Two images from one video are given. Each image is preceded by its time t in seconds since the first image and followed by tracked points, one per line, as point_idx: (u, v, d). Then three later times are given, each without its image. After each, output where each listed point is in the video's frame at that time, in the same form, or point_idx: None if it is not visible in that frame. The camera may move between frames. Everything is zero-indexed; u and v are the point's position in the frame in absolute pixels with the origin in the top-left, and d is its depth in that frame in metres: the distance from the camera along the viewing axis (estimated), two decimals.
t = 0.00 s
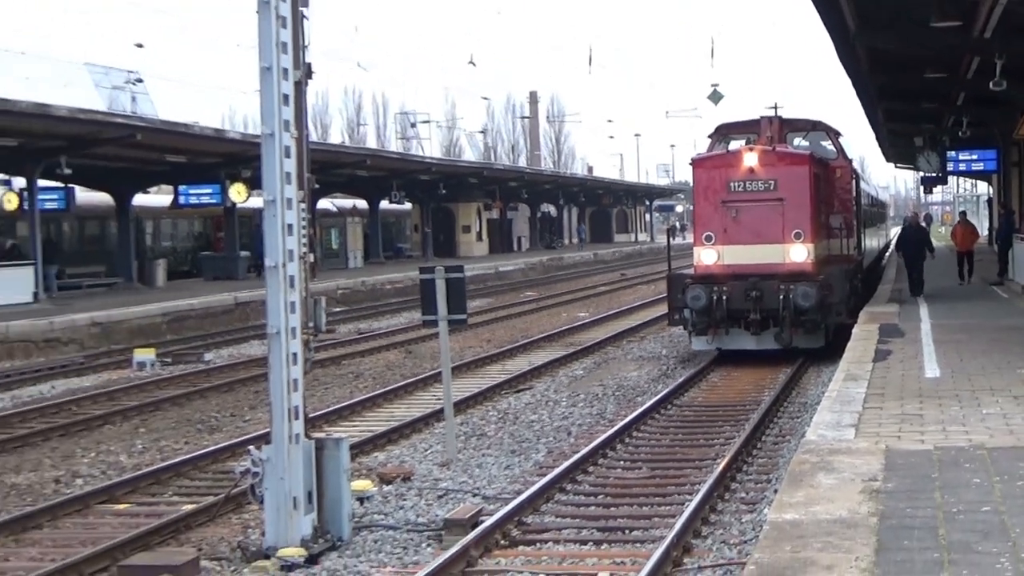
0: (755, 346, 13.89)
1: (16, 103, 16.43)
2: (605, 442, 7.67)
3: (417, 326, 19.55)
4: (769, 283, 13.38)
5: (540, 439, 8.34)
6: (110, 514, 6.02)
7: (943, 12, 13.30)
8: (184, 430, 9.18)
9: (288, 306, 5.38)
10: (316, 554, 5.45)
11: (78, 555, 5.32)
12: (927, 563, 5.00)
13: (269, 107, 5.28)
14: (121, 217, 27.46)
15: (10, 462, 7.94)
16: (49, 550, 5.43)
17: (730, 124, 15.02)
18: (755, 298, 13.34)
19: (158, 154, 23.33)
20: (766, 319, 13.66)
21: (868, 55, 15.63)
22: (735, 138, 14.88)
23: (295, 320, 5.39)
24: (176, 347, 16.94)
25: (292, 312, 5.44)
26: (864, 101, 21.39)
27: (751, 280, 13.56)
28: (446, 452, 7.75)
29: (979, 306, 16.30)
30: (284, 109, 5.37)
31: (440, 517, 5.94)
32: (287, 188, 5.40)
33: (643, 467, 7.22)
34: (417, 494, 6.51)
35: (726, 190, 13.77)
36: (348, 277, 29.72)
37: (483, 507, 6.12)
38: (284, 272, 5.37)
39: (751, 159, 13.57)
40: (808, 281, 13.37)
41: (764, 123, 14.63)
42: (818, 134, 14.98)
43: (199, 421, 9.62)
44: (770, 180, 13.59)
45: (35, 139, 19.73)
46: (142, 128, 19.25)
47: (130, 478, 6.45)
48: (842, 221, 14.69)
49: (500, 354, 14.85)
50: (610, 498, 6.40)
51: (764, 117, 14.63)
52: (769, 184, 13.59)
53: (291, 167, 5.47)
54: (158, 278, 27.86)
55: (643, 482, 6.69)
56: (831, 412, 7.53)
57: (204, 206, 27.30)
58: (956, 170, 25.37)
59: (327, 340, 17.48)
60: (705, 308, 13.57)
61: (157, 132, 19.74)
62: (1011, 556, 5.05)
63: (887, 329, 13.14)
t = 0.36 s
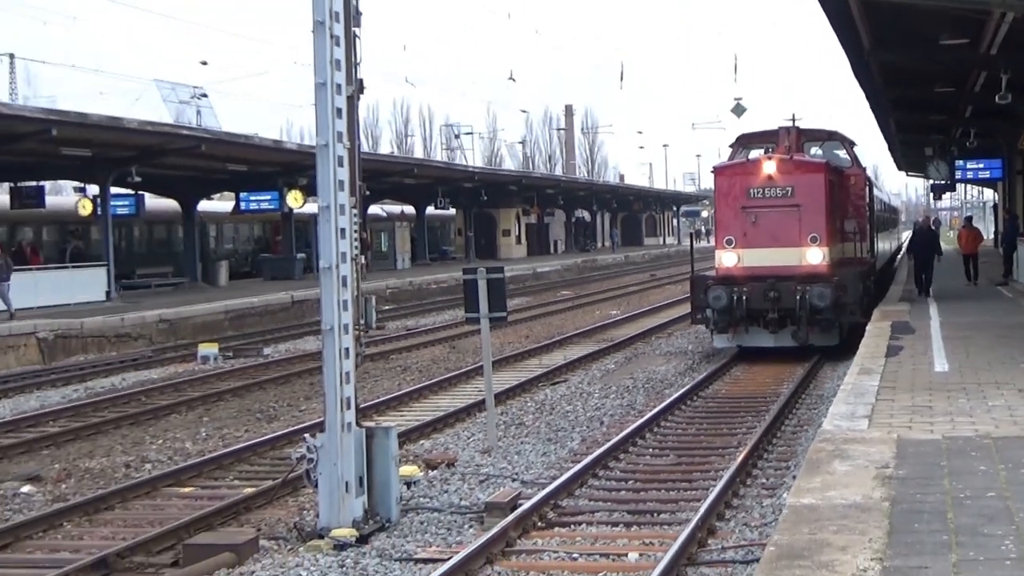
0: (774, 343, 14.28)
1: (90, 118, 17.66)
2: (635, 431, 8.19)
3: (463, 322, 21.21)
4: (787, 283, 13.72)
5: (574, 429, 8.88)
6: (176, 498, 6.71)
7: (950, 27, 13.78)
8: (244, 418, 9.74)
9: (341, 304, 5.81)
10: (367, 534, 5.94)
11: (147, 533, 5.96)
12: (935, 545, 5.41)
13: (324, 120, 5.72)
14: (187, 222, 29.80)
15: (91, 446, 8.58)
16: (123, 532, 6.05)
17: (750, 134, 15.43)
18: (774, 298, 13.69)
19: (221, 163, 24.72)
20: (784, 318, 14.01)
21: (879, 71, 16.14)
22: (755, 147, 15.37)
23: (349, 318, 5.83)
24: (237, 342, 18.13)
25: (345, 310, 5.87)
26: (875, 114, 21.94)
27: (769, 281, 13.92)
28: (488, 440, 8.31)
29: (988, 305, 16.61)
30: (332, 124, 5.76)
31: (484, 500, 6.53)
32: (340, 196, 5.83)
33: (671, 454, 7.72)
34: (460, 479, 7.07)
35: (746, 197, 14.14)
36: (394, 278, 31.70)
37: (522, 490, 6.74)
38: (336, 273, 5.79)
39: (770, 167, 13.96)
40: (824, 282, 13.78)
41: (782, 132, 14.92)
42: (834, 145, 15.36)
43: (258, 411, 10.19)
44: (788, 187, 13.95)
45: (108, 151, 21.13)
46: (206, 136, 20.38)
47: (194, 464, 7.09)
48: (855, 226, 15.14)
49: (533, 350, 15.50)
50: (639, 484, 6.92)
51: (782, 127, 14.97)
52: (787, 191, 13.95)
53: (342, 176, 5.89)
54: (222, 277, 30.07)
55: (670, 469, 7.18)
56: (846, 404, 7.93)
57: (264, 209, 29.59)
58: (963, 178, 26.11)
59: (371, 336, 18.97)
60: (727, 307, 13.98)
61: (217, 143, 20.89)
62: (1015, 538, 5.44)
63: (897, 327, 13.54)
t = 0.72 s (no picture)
0: (771, 341, 14.69)
1: (136, 130, 18.53)
2: (643, 421, 8.65)
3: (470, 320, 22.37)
4: (783, 284, 14.14)
5: (586, 419, 9.35)
6: (216, 484, 7.29)
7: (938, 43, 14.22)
8: (280, 410, 10.28)
9: (369, 303, 6.25)
10: (392, 517, 6.43)
11: (188, 516, 6.53)
12: (923, 529, 5.83)
13: (353, 132, 6.16)
14: (224, 226, 30.72)
15: (139, 434, 9.16)
16: (166, 516, 6.62)
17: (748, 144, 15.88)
18: (771, 299, 14.11)
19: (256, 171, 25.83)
20: (781, 317, 14.40)
21: (872, 84, 16.60)
22: (752, 157, 15.72)
23: (378, 317, 6.27)
24: (272, 337, 19.47)
25: (372, 309, 6.30)
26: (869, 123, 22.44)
27: (767, 282, 14.33)
28: (506, 429, 8.80)
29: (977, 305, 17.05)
30: (361, 134, 6.18)
31: (502, 486, 7.04)
32: (368, 202, 6.25)
33: (676, 443, 8.17)
34: (478, 466, 7.60)
35: (745, 203, 14.61)
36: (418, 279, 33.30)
37: (537, 477, 7.25)
38: (364, 275, 6.21)
39: (767, 174, 14.43)
40: (819, 283, 14.16)
41: (780, 141, 15.28)
42: (827, 154, 15.69)
43: (292, 403, 10.73)
44: (785, 193, 14.39)
45: (152, 159, 22.14)
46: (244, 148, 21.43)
47: (230, 452, 7.68)
48: (847, 230, 15.67)
49: (547, 346, 16.06)
50: (646, 471, 7.39)
51: (779, 136, 15.33)
52: (784, 198, 14.38)
53: (369, 184, 6.33)
54: (258, 279, 31.32)
55: (676, 457, 7.64)
56: (840, 397, 8.35)
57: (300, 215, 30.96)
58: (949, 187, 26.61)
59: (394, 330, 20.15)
60: (726, 308, 14.38)
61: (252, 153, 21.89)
62: (997, 523, 5.86)
63: (892, 326, 14.01)
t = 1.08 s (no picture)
0: (764, 339, 15.28)
1: (175, 141, 19.33)
2: (647, 411, 9.17)
3: (498, 321, 23.09)
4: (776, 285, 14.81)
5: (594, 409, 9.90)
6: (249, 468, 7.98)
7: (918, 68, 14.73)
8: (309, 400, 10.95)
9: (392, 302, 6.73)
10: (414, 501, 7.01)
11: (224, 500, 7.18)
12: (908, 512, 6.32)
13: (377, 143, 6.64)
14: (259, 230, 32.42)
15: (180, 422, 9.73)
16: (204, 501, 7.28)
17: (744, 154, 16.65)
18: (765, 298, 14.78)
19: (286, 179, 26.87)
20: (774, 316, 15.08)
21: (861, 98, 17.14)
22: (747, 166, 16.45)
23: (402, 315, 6.77)
24: (302, 334, 20.73)
25: (395, 307, 6.79)
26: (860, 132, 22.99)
27: (760, 283, 15.00)
28: (518, 418, 9.35)
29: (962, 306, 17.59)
30: (384, 144, 6.67)
31: (516, 471, 7.60)
32: (391, 207, 6.74)
33: (677, 432, 8.68)
34: (493, 453, 8.18)
35: (739, 209, 15.29)
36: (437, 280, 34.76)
37: (548, 463, 7.79)
38: (387, 275, 6.69)
39: (760, 181, 15.11)
40: (809, 285, 14.86)
41: (772, 150, 15.91)
42: (816, 162, 16.58)
43: (321, 393, 11.42)
44: (778, 199, 15.06)
45: (192, 170, 23.15)
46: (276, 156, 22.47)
47: (265, 439, 8.39)
48: (836, 234, 16.42)
49: (559, 341, 16.70)
50: (650, 457, 7.91)
51: (772, 146, 16.03)
52: (776, 204, 15.06)
53: (392, 190, 6.80)
54: (289, 278, 33.00)
55: (678, 444, 8.15)
56: (830, 388, 8.84)
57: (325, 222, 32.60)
58: (933, 194, 26.59)
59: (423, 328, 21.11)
60: (722, 307, 15.05)
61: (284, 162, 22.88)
62: (976, 506, 6.36)
63: (881, 323, 14.58)
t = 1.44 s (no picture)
0: (750, 335, 16.03)
1: (204, 150, 20.20)
2: (644, 402, 9.71)
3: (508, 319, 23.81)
4: (762, 285, 15.52)
5: (594, 400, 10.45)
6: (271, 456, 8.61)
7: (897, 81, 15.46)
8: (327, 392, 11.62)
9: (405, 300, 7.22)
10: (425, 486, 7.56)
11: (248, 485, 7.82)
12: (887, 496, 6.82)
13: (391, 153, 7.12)
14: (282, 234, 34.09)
15: (206, 413, 10.36)
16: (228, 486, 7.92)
17: (732, 162, 17.42)
18: (751, 298, 15.49)
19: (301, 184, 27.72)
20: (760, 314, 15.81)
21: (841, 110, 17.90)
22: (735, 173, 17.16)
23: (414, 312, 7.27)
24: (322, 330, 21.80)
25: (408, 305, 7.29)
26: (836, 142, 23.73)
27: (747, 283, 15.71)
28: (523, 407, 9.90)
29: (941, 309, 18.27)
30: (398, 151, 7.16)
31: (520, 459, 8.15)
32: (404, 212, 7.22)
33: (671, 422, 9.21)
34: (499, 441, 8.73)
35: (728, 213, 15.98)
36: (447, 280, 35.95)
37: (550, 450, 8.33)
38: (401, 276, 7.19)
39: (748, 187, 15.81)
40: (793, 285, 15.58)
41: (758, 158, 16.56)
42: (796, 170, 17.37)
43: (338, 385, 12.12)
44: (764, 205, 15.77)
45: (220, 178, 24.07)
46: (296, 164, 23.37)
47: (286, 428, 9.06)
48: (819, 238, 17.18)
49: (562, 337, 17.32)
50: (646, 446, 8.44)
51: (759, 155, 16.59)
52: (763, 209, 15.77)
53: (405, 196, 7.29)
54: (309, 279, 34.73)
55: (672, 433, 8.68)
56: (813, 380, 9.39)
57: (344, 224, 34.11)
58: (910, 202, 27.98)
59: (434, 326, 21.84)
60: (711, 306, 15.76)
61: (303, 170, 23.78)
62: (950, 492, 6.86)
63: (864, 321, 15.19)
